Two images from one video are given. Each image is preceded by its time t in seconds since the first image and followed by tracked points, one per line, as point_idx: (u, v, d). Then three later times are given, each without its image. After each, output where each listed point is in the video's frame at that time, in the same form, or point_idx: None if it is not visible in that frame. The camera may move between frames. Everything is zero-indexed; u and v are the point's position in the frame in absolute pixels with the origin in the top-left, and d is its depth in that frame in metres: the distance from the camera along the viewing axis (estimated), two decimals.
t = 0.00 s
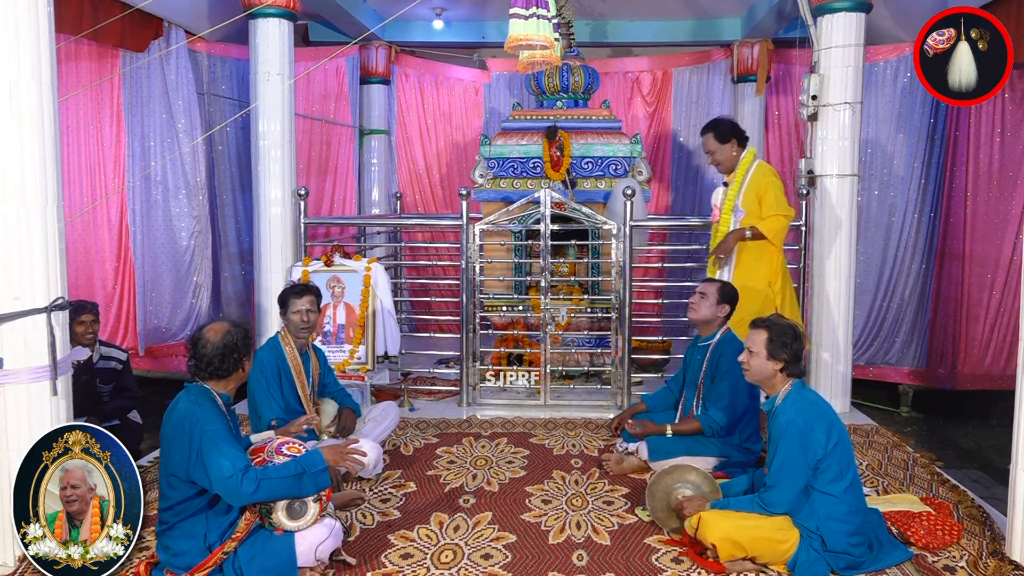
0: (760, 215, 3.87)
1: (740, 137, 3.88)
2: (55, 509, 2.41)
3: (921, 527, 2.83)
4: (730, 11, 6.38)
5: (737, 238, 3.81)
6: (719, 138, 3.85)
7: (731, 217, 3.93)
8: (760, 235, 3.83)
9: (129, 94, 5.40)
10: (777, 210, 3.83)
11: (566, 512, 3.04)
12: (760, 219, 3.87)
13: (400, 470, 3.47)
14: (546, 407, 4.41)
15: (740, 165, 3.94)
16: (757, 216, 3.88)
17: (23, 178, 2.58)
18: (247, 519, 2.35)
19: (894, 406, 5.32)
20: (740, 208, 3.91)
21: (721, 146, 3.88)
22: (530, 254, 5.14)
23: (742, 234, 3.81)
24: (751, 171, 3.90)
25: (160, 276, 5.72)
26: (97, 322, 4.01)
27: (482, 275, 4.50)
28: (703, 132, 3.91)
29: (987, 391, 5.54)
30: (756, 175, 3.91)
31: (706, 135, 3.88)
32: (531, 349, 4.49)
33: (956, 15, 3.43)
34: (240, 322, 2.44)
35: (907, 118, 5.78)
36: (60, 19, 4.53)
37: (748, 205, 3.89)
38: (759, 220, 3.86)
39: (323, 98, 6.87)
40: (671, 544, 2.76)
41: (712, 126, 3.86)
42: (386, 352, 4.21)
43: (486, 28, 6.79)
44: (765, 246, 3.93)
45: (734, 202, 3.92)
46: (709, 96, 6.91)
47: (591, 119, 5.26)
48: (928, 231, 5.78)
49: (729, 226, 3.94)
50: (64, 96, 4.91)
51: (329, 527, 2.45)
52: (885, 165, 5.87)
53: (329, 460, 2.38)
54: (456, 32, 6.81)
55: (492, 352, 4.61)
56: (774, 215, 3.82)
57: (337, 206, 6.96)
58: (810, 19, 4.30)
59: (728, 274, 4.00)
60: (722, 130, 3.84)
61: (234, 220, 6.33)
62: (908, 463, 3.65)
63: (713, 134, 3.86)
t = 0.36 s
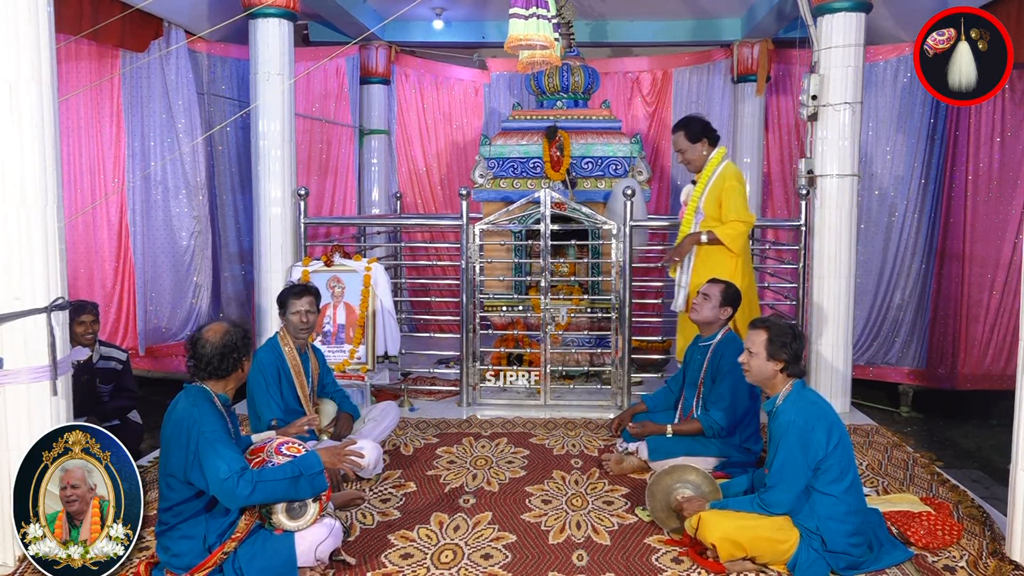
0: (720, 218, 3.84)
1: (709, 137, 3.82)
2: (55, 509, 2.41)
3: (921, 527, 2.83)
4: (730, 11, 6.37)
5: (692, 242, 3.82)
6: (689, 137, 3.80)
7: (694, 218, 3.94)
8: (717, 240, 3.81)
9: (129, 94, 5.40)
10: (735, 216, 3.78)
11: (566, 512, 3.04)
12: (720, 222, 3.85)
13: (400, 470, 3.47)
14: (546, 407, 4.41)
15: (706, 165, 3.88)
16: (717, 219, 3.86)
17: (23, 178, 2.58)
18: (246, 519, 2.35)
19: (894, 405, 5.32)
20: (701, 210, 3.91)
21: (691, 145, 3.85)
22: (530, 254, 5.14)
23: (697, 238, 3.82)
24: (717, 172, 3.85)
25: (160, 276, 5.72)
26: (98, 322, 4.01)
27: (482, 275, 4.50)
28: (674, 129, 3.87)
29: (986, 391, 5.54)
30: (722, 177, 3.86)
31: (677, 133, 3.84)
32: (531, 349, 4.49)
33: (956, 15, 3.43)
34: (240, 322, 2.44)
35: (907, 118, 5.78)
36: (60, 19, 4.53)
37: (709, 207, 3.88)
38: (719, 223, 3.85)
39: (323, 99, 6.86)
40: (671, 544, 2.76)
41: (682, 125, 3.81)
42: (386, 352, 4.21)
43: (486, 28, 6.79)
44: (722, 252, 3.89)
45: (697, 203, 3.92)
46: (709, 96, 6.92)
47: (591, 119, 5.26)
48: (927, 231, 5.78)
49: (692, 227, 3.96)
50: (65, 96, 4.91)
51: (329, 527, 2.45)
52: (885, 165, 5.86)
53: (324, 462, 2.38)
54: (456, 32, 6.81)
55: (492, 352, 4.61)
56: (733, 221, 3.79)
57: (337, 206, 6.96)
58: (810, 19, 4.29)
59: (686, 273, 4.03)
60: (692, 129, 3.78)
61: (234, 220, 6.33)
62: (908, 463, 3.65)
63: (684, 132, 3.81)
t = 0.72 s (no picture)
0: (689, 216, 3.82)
1: (679, 136, 3.80)
2: (55, 509, 2.41)
3: (921, 527, 2.83)
4: (730, 11, 6.37)
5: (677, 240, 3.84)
6: (659, 137, 3.78)
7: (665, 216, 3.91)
8: (686, 238, 3.77)
9: (129, 94, 5.40)
10: (705, 214, 3.75)
11: (566, 512, 3.04)
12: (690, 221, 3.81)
13: (400, 470, 3.47)
14: (546, 407, 4.41)
15: (677, 165, 3.86)
16: (687, 217, 3.83)
17: (23, 178, 2.58)
18: (246, 519, 2.35)
19: (894, 406, 5.32)
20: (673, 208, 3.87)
21: (662, 144, 3.81)
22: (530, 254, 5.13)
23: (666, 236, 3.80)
24: (688, 171, 3.83)
25: (160, 276, 5.72)
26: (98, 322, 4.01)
27: (482, 275, 4.50)
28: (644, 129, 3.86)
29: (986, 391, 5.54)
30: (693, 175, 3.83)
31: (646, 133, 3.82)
32: (531, 349, 4.50)
33: (956, 15, 3.43)
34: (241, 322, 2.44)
35: (907, 118, 5.78)
36: (60, 19, 4.53)
37: (681, 205, 3.84)
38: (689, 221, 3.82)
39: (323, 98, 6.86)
40: (671, 544, 2.76)
41: (651, 124, 3.80)
42: (386, 352, 4.21)
43: (486, 28, 6.79)
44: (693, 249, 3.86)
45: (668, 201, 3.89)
46: (709, 96, 6.92)
47: (591, 119, 5.26)
48: (928, 231, 5.78)
49: (664, 225, 3.93)
50: (65, 96, 4.91)
51: (329, 527, 2.45)
52: (885, 165, 5.86)
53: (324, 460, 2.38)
54: (456, 32, 6.81)
55: (492, 352, 4.61)
56: (702, 219, 3.76)
57: (338, 206, 6.96)
58: (810, 19, 4.29)
59: (659, 273, 3.93)
60: (661, 129, 3.77)
61: (234, 219, 6.33)
62: (908, 463, 3.65)
63: (653, 132, 3.79)
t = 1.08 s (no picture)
0: (663, 212, 3.73)
1: (644, 135, 3.73)
2: (55, 509, 2.41)
3: (921, 527, 2.83)
4: (730, 11, 6.37)
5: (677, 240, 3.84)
6: (626, 136, 3.70)
7: (635, 215, 3.77)
8: (662, 233, 3.69)
9: (129, 94, 5.40)
10: (679, 208, 3.70)
11: (566, 512, 3.04)
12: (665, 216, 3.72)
13: (400, 470, 3.47)
14: (546, 407, 4.41)
15: (643, 164, 3.77)
16: (660, 213, 3.74)
17: (23, 178, 2.58)
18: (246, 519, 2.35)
19: (894, 406, 5.32)
20: (643, 206, 3.75)
21: (628, 144, 3.73)
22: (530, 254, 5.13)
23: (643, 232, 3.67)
24: (655, 169, 3.74)
25: (160, 276, 5.72)
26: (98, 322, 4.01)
27: (482, 275, 4.50)
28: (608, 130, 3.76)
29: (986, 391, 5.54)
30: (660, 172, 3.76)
31: (612, 134, 3.73)
32: (531, 349, 4.50)
33: (956, 15, 3.43)
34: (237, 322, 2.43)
35: (907, 118, 5.77)
36: (60, 19, 4.53)
37: (652, 202, 3.74)
38: (664, 217, 3.72)
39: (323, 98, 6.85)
40: (671, 544, 2.76)
41: (618, 125, 3.71)
42: (386, 352, 4.22)
43: (486, 28, 6.79)
44: (666, 244, 3.77)
45: (637, 199, 3.76)
46: (709, 96, 6.92)
47: (591, 119, 5.26)
48: (928, 231, 5.79)
49: (632, 224, 3.78)
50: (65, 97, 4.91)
51: (328, 527, 2.46)
52: (885, 165, 5.86)
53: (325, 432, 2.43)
54: (456, 32, 6.81)
55: (492, 352, 4.61)
56: (676, 214, 3.70)
57: (338, 205, 6.96)
58: (810, 19, 4.29)
59: (633, 271, 3.81)
60: (628, 128, 3.70)
61: (234, 219, 6.33)
62: (908, 463, 3.65)
63: (620, 131, 3.71)
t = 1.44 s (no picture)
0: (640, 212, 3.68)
1: (622, 133, 3.69)
2: (55, 509, 2.41)
3: (921, 527, 2.83)
4: (730, 11, 6.37)
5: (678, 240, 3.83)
6: (606, 131, 3.64)
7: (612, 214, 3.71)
8: (641, 233, 3.64)
9: (129, 94, 5.40)
10: (658, 208, 3.64)
11: (566, 512, 3.04)
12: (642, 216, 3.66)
13: (400, 470, 3.47)
14: (546, 407, 4.41)
15: (620, 163, 3.73)
16: (638, 213, 3.68)
17: (23, 178, 2.58)
18: (246, 519, 2.35)
19: (894, 406, 5.32)
20: (621, 204, 3.70)
21: (607, 140, 3.68)
22: (530, 254, 5.13)
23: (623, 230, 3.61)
24: (632, 168, 3.70)
25: (159, 276, 5.72)
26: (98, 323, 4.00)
27: (482, 275, 4.51)
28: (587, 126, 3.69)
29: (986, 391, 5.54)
30: (636, 171, 3.71)
31: (591, 128, 3.66)
32: (531, 349, 4.50)
33: (956, 15, 3.43)
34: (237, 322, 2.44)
35: (907, 118, 5.77)
36: (60, 19, 4.53)
37: (630, 201, 3.69)
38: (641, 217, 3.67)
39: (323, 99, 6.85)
40: (671, 544, 2.76)
41: (597, 119, 3.65)
42: (386, 352, 4.23)
43: (486, 28, 6.79)
44: (643, 244, 3.73)
45: (614, 197, 3.71)
46: (709, 96, 6.92)
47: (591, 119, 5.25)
48: (928, 230, 5.79)
49: (610, 223, 3.72)
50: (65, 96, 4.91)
51: (327, 529, 2.46)
52: (885, 165, 5.86)
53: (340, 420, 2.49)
54: (456, 32, 6.81)
55: (492, 352, 4.61)
56: (654, 214, 3.64)
57: (338, 205, 6.96)
58: (810, 19, 4.29)
59: (609, 269, 3.74)
60: (607, 122, 3.64)
61: (234, 219, 6.33)
62: (908, 463, 3.65)
63: (600, 126, 3.65)
